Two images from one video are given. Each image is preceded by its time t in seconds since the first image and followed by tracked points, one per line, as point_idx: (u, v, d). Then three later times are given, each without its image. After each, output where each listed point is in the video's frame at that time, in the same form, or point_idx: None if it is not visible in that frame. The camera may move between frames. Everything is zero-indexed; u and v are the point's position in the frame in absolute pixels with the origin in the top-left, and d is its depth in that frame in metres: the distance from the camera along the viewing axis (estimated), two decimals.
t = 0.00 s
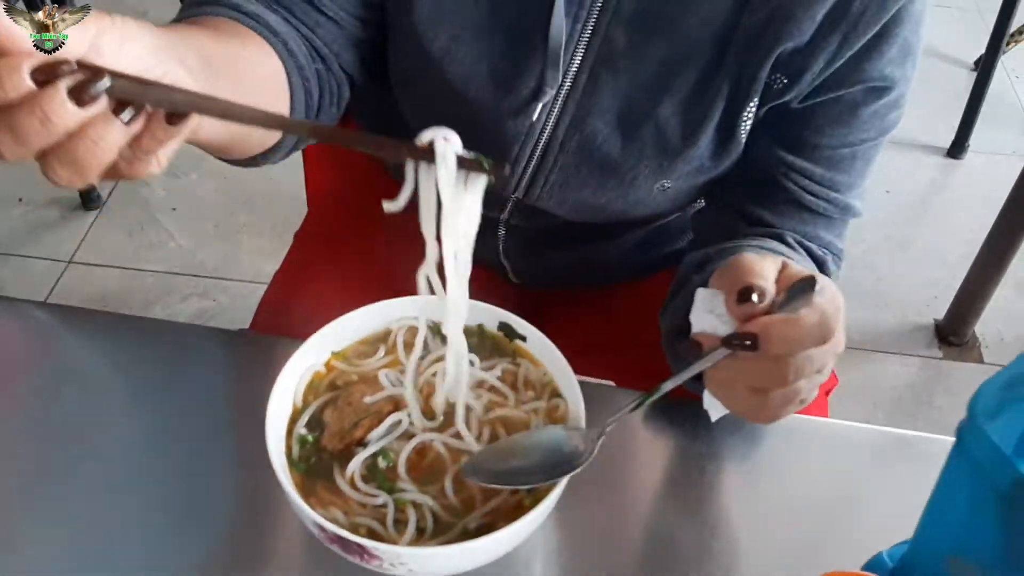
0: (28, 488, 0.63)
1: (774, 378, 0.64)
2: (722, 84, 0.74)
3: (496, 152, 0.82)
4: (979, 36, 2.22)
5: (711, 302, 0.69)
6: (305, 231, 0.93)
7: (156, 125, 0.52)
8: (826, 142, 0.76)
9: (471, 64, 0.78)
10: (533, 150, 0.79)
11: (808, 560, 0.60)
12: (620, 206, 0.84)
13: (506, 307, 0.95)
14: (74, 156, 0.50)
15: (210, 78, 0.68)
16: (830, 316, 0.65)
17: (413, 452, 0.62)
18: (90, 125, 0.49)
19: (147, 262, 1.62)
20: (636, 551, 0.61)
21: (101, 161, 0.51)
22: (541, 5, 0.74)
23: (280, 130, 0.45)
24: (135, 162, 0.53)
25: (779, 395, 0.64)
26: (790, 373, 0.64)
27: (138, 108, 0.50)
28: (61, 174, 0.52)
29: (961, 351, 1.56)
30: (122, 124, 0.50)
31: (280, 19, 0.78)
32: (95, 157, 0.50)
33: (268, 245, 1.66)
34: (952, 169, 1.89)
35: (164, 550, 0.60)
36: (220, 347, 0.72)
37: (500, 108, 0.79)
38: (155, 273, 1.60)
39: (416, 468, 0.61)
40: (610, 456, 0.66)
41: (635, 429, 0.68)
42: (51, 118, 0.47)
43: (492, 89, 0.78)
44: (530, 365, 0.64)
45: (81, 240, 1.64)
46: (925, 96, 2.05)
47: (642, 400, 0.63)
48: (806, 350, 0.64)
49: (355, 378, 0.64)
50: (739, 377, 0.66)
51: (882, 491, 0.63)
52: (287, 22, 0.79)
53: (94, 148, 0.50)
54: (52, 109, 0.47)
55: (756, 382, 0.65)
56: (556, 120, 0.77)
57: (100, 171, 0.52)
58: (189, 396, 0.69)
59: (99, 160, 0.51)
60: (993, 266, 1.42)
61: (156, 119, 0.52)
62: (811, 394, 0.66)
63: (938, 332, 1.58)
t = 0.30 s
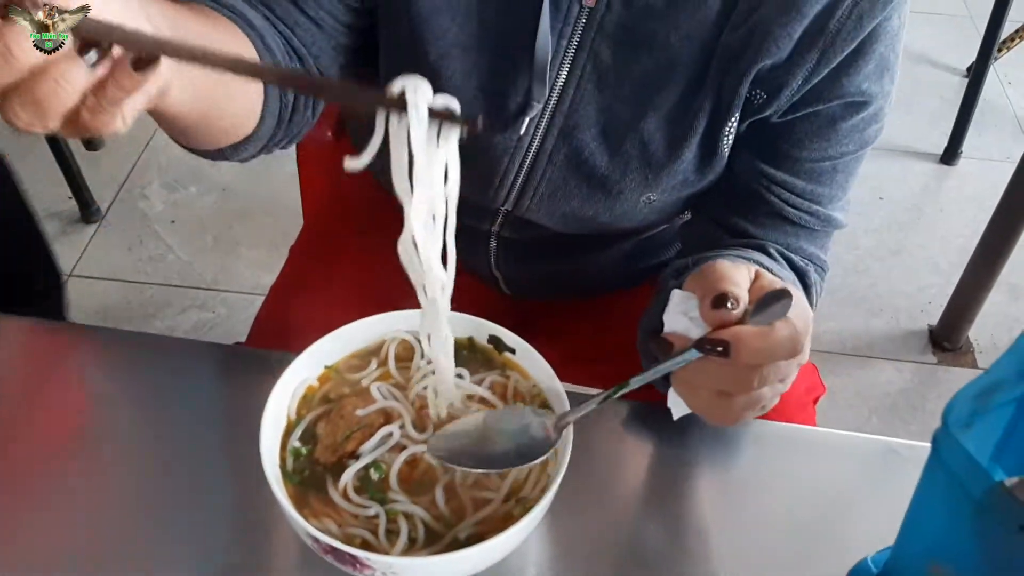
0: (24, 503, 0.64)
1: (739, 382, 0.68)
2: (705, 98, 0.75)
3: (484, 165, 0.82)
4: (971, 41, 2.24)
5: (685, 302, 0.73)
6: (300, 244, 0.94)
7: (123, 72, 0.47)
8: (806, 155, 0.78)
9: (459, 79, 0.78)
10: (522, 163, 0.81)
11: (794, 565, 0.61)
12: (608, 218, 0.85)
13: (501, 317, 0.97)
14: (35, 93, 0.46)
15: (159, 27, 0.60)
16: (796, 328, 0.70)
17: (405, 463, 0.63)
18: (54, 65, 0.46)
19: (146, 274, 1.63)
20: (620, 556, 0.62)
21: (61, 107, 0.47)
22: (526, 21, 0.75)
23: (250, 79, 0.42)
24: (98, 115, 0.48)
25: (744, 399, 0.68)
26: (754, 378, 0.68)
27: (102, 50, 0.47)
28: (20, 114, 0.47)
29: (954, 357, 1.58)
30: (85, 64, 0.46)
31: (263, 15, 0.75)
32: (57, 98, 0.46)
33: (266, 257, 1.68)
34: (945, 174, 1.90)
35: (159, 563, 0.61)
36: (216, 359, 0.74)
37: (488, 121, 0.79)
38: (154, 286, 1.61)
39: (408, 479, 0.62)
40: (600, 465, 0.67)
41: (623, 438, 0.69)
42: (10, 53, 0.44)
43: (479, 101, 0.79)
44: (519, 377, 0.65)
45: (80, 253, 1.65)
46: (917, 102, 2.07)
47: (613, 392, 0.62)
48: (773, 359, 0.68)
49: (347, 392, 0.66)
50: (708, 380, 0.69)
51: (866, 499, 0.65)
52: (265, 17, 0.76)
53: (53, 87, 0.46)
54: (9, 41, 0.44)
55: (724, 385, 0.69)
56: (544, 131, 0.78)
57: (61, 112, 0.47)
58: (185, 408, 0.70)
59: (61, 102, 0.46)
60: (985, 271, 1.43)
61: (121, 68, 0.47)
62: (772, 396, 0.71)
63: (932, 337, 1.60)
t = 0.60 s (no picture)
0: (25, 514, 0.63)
1: (698, 372, 0.71)
2: (711, 99, 0.75)
3: (488, 175, 0.83)
4: (974, 51, 2.24)
5: (658, 293, 0.70)
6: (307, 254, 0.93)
7: (182, 235, 0.64)
8: (815, 154, 0.78)
9: (464, 88, 0.80)
10: (526, 170, 0.81)
11: None
12: (614, 223, 0.84)
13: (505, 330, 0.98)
14: (111, 262, 0.60)
15: (216, 146, 0.74)
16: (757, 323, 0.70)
17: (414, 480, 0.62)
18: (126, 239, 0.59)
19: (151, 286, 1.63)
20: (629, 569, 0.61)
21: (136, 267, 0.62)
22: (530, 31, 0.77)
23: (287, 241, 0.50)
24: (163, 257, 0.66)
25: (703, 387, 0.72)
26: (714, 371, 0.70)
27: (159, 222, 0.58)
28: (98, 273, 0.62)
29: (961, 367, 1.57)
30: (150, 236, 0.60)
31: (281, 64, 0.85)
32: (132, 261, 0.61)
33: (270, 269, 1.68)
34: (949, 183, 1.90)
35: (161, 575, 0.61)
36: (220, 368, 0.73)
37: (492, 132, 0.81)
38: (158, 296, 1.61)
39: (416, 496, 0.62)
40: (610, 477, 0.67)
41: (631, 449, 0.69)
42: (96, 239, 0.56)
43: (483, 113, 0.80)
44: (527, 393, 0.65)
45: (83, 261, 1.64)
46: (921, 112, 2.07)
47: (570, 367, 0.63)
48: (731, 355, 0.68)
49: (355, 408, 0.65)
50: (673, 368, 0.72)
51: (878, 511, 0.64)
52: (289, 67, 0.86)
53: (132, 254, 0.60)
54: (98, 233, 0.56)
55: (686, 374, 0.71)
56: (547, 142, 0.79)
57: (135, 272, 0.62)
58: (189, 415, 0.69)
59: (131, 263, 0.61)
60: (991, 281, 1.43)
61: (180, 232, 0.63)
62: (736, 385, 0.73)
63: (938, 347, 1.59)
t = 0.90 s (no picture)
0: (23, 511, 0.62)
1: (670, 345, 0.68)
2: (722, 70, 0.74)
3: (497, 155, 0.82)
4: (981, 48, 2.22)
5: (634, 269, 0.70)
6: (315, 245, 0.91)
7: (184, 225, 0.62)
8: (831, 126, 0.76)
9: (473, 66, 0.80)
10: (535, 149, 0.80)
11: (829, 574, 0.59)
12: (626, 202, 0.82)
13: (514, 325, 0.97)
14: (116, 254, 0.58)
15: (222, 139, 0.73)
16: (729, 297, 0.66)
17: (430, 476, 0.61)
18: (127, 231, 0.57)
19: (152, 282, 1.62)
20: (645, 565, 0.59)
21: (137, 260, 0.60)
22: (537, 9, 0.77)
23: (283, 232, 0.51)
24: (166, 248, 0.64)
25: (679, 360, 0.69)
26: (686, 342, 0.67)
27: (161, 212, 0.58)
28: (105, 268, 0.60)
29: (971, 365, 1.55)
30: (152, 226, 0.58)
31: (288, 51, 0.84)
32: (135, 254, 0.59)
33: (273, 265, 1.66)
34: (957, 181, 1.89)
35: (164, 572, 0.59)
36: (230, 366, 0.72)
37: (501, 110, 0.80)
38: (162, 295, 1.60)
39: (431, 492, 0.60)
40: (626, 471, 0.65)
41: (644, 444, 0.67)
42: (98, 230, 0.55)
43: (490, 91, 0.80)
44: (545, 387, 0.65)
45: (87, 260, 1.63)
46: (927, 109, 2.05)
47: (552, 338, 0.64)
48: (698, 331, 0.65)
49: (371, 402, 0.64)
50: (646, 342, 0.69)
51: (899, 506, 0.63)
52: (296, 54, 0.85)
53: (133, 247, 0.58)
54: (98, 223, 0.54)
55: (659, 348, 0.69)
56: (556, 119, 0.78)
57: (140, 263, 0.60)
58: (198, 412, 0.69)
59: (135, 255, 0.59)
60: (1002, 278, 1.41)
61: (183, 221, 0.61)
62: (716, 356, 0.70)
63: (947, 346, 1.57)
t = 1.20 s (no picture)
0: (31, 520, 0.62)
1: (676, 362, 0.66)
2: (732, 70, 0.74)
3: (506, 160, 0.82)
4: (984, 51, 2.23)
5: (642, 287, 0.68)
6: (318, 254, 0.91)
7: (191, 239, 0.61)
8: (842, 126, 0.76)
9: (481, 71, 0.80)
10: (544, 152, 0.80)
11: None
12: (635, 205, 0.82)
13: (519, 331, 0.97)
14: (123, 270, 0.58)
15: (230, 150, 0.73)
16: (737, 314, 0.65)
17: (440, 482, 0.61)
18: (133, 246, 0.57)
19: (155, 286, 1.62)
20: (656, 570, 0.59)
21: (145, 275, 0.59)
22: (545, 13, 0.76)
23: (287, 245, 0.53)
24: (173, 261, 0.64)
25: (685, 373, 0.68)
26: (692, 357, 0.66)
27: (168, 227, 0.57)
28: (113, 283, 0.60)
29: (975, 369, 1.55)
30: (159, 241, 0.57)
31: (297, 61, 0.84)
32: (142, 269, 0.58)
33: (276, 269, 1.67)
34: (961, 184, 1.89)
35: None
36: (238, 373, 0.73)
37: (510, 113, 0.80)
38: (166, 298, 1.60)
39: (441, 498, 0.60)
40: (635, 476, 0.65)
41: (653, 449, 0.67)
42: (104, 247, 0.54)
43: (499, 95, 0.80)
44: (555, 393, 0.65)
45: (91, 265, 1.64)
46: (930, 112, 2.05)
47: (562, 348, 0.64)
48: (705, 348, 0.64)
49: (381, 407, 0.65)
50: (651, 359, 0.68)
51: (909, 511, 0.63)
52: (304, 63, 0.85)
53: (141, 262, 0.58)
54: (105, 240, 0.53)
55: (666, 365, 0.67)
56: (565, 122, 0.78)
57: (147, 279, 0.60)
58: (208, 420, 0.69)
59: (141, 271, 0.59)
60: (1007, 281, 1.41)
61: (190, 235, 0.61)
62: (723, 367, 0.69)
63: (952, 349, 1.57)
